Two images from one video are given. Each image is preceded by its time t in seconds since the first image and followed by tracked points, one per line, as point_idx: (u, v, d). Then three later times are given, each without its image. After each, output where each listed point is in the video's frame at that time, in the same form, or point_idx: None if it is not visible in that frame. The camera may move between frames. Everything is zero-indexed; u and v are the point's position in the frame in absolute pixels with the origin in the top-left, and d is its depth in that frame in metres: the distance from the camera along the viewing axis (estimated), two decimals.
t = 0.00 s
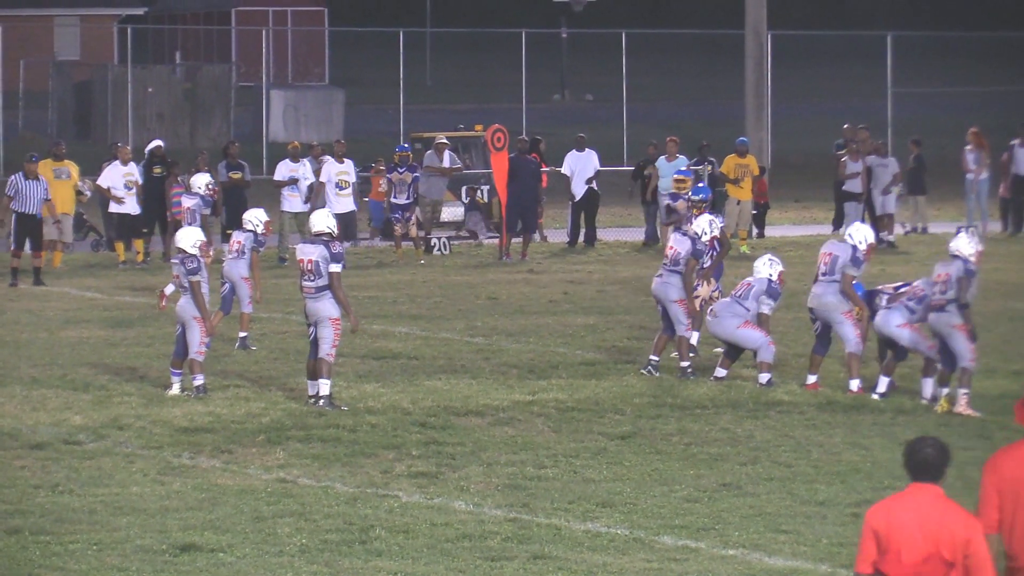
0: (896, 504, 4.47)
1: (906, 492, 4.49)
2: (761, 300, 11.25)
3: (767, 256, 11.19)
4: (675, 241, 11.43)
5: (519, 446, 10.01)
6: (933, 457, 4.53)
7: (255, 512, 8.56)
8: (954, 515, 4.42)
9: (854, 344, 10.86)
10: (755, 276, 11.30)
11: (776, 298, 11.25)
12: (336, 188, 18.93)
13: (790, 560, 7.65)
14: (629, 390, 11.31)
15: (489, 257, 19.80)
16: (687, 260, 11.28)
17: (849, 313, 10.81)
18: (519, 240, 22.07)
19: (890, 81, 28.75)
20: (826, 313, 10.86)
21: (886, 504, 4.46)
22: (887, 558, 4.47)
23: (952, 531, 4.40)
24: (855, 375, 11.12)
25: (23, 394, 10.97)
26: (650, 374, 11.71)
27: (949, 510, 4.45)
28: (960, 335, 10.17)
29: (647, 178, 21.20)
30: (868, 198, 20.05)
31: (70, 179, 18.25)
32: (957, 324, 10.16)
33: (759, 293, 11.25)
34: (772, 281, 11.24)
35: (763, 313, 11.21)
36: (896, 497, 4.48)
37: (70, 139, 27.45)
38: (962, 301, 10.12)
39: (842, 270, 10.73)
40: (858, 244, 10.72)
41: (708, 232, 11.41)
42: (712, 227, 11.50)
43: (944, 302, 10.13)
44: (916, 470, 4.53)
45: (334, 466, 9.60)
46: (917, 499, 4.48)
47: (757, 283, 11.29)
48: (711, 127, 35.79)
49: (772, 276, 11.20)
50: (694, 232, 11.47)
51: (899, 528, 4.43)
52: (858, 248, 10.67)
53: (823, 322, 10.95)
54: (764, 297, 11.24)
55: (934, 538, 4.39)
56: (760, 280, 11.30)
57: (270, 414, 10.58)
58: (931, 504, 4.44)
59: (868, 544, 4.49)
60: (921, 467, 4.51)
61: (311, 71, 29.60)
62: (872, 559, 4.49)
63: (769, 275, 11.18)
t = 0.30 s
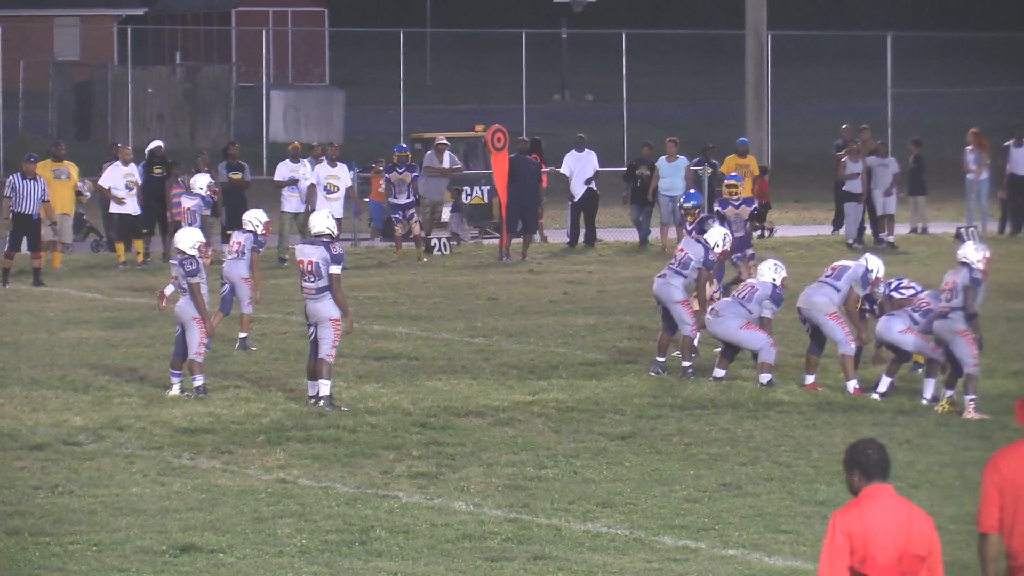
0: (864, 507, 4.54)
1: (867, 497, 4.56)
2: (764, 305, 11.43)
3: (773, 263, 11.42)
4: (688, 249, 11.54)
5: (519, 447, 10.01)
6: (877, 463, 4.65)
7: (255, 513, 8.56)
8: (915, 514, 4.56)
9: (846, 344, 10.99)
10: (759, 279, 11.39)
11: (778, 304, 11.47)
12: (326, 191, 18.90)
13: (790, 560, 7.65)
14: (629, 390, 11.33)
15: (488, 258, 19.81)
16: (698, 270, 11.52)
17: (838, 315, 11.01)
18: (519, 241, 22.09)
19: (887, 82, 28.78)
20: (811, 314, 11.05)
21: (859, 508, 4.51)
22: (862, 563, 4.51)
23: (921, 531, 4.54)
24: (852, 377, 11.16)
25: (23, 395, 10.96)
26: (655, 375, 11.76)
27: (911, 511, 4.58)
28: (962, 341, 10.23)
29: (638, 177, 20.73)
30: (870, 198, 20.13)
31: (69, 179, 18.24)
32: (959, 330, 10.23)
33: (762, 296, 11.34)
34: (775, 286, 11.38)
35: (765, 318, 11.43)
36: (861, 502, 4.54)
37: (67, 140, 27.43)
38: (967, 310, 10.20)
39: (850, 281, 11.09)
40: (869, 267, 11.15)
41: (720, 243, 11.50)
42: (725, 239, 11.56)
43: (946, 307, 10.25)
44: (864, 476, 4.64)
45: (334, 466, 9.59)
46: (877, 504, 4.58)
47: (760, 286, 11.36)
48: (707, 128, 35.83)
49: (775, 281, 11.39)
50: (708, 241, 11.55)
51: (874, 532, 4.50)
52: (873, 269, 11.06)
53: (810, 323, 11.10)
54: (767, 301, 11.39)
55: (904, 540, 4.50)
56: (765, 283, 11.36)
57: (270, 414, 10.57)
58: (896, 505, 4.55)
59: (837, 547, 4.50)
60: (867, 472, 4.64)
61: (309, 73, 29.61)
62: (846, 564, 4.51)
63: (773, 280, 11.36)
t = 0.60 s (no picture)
0: (840, 509, 4.45)
1: (838, 499, 4.47)
2: (762, 306, 11.40)
3: (772, 269, 11.51)
4: (690, 268, 11.75)
5: (515, 449, 10.01)
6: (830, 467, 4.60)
7: (250, 514, 8.55)
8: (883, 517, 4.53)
9: (846, 345, 10.99)
10: (760, 283, 11.41)
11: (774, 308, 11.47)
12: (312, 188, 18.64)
13: (785, 563, 7.65)
14: (624, 392, 11.33)
15: (484, 259, 19.80)
16: (695, 286, 11.63)
17: (837, 320, 11.05)
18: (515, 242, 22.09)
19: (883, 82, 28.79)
20: (809, 319, 11.08)
21: (837, 509, 4.42)
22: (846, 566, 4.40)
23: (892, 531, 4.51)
24: (851, 379, 11.17)
25: (18, 397, 10.95)
26: (652, 377, 11.79)
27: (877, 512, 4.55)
28: (954, 344, 10.29)
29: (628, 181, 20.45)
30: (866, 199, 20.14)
31: (64, 181, 18.20)
32: (950, 333, 10.29)
33: (760, 299, 11.32)
34: (774, 291, 11.43)
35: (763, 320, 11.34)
36: (835, 504, 4.45)
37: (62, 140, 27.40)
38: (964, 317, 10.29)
39: (851, 297, 11.18)
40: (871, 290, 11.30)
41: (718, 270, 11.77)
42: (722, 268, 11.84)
43: (944, 308, 10.34)
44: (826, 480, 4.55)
45: (330, 468, 9.59)
46: (848, 506, 4.50)
47: (760, 289, 11.36)
48: (704, 128, 35.85)
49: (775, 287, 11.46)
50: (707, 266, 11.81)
51: (853, 535, 4.41)
52: (874, 294, 11.18)
53: (807, 327, 11.12)
54: (764, 304, 11.37)
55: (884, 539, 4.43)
56: (765, 287, 11.38)
57: (266, 417, 10.56)
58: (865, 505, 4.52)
59: (820, 553, 4.38)
60: (843, 473, 4.59)
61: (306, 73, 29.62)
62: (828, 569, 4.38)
63: (772, 284, 11.42)
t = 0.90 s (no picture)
0: (796, 513, 4.53)
1: (794, 503, 4.57)
2: (757, 307, 11.40)
3: (770, 272, 11.60)
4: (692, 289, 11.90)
5: (511, 449, 10.00)
6: (795, 469, 4.71)
7: (246, 515, 8.54)
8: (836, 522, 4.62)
9: (850, 345, 10.94)
10: (757, 285, 11.50)
11: (770, 310, 11.50)
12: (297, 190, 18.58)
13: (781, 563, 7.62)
14: (620, 393, 11.32)
15: (480, 260, 19.79)
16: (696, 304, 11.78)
17: (840, 321, 11.04)
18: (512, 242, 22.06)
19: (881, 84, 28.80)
20: (811, 321, 11.06)
21: (791, 512, 4.51)
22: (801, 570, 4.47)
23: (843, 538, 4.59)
24: (850, 377, 11.16)
25: (14, 398, 10.95)
26: (648, 377, 11.78)
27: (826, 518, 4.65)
28: (944, 348, 10.34)
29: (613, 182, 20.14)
30: (863, 200, 20.18)
31: (60, 182, 18.20)
32: (939, 338, 10.35)
33: (757, 300, 11.38)
34: (771, 293, 11.52)
35: (757, 320, 11.32)
36: (790, 507, 4.54)
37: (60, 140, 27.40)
38: (962, 333, 10.44)
39: (853, 298, 11.24)
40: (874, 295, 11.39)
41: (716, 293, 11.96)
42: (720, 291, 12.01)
43: (941, 315, 10.47)
44: (782, 488, 4.65)
45: (326, 469, 9.58)
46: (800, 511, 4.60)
47: (757, 290, 11.44)
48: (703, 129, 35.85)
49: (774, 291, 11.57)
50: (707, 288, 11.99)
51: (808, 540, 4.49)
52: (874, 294, 11.34)
53: (808, 328, 11.12)
54: (760, 305, 11.41)
55: (833, 543, 4.51)
56: (762, 289, 11.49)
57: (262, 417, 10.56)
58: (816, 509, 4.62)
59: (774, 556, 4.47)
60: (803, 477, 4.71)
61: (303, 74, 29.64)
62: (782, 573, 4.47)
63: (770, 287, 11.52)
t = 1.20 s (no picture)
0: (752, 504, 4.63)
1: (751, 495, 4.64)
2: (754, 308, 11.46)
3: (767, 274, 11.66)
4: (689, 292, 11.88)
5: (507, 449, 10.01)
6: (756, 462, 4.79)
7: (242, 515, 8.55)
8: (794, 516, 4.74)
9: (842, 347, 10.93)
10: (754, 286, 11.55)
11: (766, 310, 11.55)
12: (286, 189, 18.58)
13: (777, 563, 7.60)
14: (616, 393, 11.33)
15: (476, 260, 19.80)
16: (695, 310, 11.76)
17: (832, 322, 11.05)
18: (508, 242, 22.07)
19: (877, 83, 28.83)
20: (804, 321, 11.08)
21: (746, 503, 4.61)
22: (753, 559, 4.59)
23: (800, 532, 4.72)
24: (845, 379, 11.15)
25: (10, 398, 10.94)
26: (644, 377, 11.81)
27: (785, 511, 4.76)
28: (947, 356, 10.27)
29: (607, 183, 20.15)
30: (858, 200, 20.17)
31: (55, 182, 18.29)
32: (940, 346, 10.27)
33: (754, 300, 11.44)
34: (768, 294, 11.57)
35: (753, 320, 11.37)
36: (746, 498, 4.64)
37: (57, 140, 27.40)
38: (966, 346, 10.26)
39: (849, 304, 11.32)
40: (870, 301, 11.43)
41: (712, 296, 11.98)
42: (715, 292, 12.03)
43: (945, 326, 10.33)
44: (737, 479, 4.73)
45: (322, 469, 9.58)
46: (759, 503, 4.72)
47: (754, 291, 11.49)
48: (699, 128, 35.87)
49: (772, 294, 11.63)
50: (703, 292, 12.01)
51: (763, 533, 4.60)
52: (871, 301, 11.40)
53: (802, 328, 11.12)
54: (756, 305, 11.46)
55: (787, 538, 4.62)
56: (759, 290, 11.54)
57: (258, 418, 10.57)
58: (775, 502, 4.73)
59: (724, 545, 4.58)
60: (763, 470, 4.77)
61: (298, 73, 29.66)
62: (734, 564, 4.59)
63: (768, 290, 11.58)
